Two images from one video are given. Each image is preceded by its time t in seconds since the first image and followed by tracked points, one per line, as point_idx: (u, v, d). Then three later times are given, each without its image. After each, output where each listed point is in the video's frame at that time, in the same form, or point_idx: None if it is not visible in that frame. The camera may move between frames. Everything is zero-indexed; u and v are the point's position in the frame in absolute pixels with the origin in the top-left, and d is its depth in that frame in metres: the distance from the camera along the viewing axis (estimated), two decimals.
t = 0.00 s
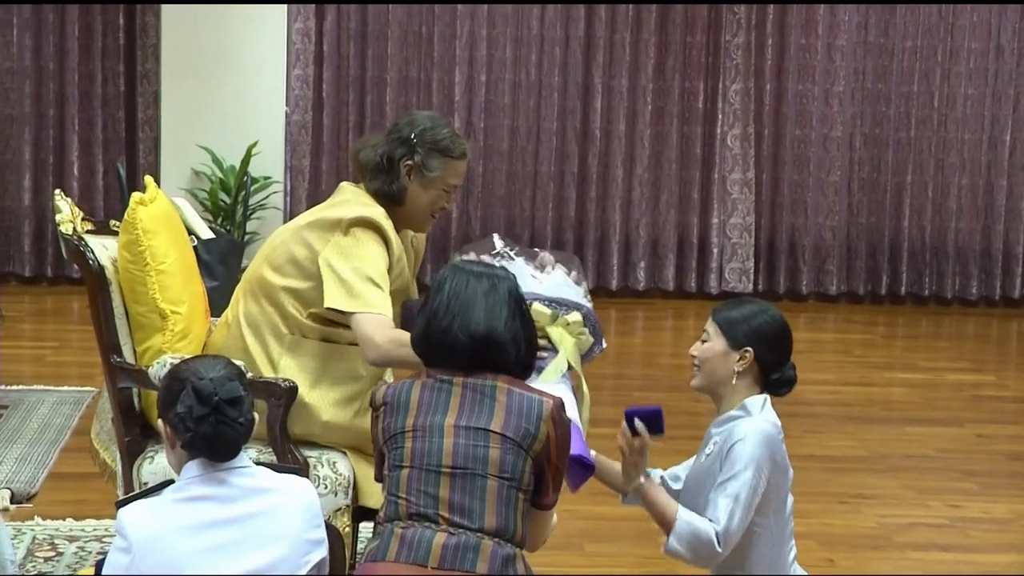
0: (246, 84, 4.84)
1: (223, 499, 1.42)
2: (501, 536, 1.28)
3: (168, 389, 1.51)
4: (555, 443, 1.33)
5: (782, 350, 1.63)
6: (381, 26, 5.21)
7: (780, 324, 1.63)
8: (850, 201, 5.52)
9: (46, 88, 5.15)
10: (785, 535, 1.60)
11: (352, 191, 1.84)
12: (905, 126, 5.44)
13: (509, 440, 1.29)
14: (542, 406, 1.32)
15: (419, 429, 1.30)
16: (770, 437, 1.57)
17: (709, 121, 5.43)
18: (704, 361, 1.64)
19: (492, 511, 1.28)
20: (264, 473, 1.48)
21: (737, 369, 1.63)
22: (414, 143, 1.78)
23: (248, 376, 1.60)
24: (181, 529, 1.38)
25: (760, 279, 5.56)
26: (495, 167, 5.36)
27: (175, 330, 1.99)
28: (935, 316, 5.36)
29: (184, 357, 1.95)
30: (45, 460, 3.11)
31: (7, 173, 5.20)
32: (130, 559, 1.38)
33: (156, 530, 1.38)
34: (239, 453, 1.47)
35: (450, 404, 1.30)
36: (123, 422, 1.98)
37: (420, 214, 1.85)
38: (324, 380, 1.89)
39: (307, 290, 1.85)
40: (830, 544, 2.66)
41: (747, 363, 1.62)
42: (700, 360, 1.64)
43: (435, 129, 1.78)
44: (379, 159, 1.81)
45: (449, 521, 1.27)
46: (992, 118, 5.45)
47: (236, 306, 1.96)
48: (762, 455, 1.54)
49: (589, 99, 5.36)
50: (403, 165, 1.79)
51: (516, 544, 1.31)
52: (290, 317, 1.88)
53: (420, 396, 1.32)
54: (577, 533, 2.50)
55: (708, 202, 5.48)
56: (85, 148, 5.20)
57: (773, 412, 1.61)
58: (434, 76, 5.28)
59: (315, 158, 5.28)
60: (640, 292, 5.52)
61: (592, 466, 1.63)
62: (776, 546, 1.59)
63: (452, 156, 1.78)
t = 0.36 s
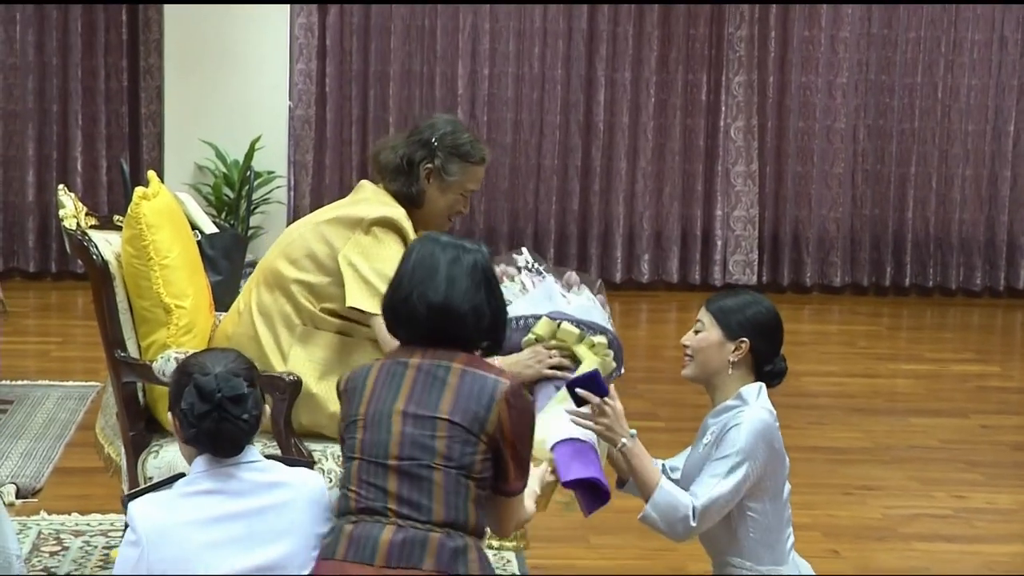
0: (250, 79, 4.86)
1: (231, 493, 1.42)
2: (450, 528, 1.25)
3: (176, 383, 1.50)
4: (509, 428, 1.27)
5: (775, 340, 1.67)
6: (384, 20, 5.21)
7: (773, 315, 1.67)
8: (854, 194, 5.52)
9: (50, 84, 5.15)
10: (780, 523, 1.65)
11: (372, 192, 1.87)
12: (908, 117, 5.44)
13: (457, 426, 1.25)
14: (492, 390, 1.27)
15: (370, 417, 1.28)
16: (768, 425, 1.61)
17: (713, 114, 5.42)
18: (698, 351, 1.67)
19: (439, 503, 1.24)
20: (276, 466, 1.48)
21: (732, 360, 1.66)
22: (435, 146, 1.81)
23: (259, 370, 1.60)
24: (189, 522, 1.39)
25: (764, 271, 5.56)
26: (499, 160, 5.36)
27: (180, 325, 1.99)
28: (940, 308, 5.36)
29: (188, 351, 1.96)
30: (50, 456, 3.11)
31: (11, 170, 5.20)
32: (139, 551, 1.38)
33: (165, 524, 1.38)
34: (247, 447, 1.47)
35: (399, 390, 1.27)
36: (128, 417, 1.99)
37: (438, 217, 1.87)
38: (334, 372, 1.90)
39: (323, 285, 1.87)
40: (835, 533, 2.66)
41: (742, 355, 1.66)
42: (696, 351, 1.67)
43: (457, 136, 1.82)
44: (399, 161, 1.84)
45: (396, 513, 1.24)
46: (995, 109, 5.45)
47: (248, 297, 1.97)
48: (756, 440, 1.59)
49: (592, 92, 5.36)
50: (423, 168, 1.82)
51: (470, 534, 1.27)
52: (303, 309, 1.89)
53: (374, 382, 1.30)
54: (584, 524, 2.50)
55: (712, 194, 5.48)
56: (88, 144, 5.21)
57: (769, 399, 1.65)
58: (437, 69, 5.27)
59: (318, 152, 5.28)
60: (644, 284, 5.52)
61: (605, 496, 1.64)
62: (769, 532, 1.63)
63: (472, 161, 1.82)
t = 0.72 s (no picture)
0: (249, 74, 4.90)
1: (234, 488, 1.43)
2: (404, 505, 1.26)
3: (178, 378, 1.50)
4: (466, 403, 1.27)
5: (780, 338, 1.66)
6: (382, 14, 5.21)
7: (779, 311, 1.65)
8: (852, 187, 5.52)
9: (48, 78, 5.15)
10: (778, 519, 1.64)
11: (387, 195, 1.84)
12: (906, 111, 5.44)
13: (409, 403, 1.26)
14: (449, 364, 1.27)
15: (336, 395, 1.31)
16: (766, 424, 1.60)
17: (711, 107, 5.42)
18: (704, 346, 1.66)
19: (392, 481, 1.26)
20: (280, 460, 1.48)
21: (737, 356, 1.65)
22: (449, 151, 1.77)
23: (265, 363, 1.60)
24: (192, 518, 1.40)
25: (762, 266, 5.56)
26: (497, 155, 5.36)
27: (178, 320, 1.98)
28: (938, 302, 5.36)
29: (187, 346, 1.95)
30: (48, 450, 3.11)
31: (9, 165, 5.20)
32: (142, 545, 1.39)
33: (171, 519, 1.39)
34: (252, 440, 1.46)
35: (364, 367, 1.29)
36: (126, 412, 1.99)
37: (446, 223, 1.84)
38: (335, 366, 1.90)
39: (332, 280, 1.87)
40: (833, 527, 2.66)
41: (748, 352, 1.65)
42: (701, 346, 1.66)
43: (472, 143, 1.78)
44: (413, 163, 1.80)
45: (355, 498, 1.27)
46: (993, 103, 5.45)
47: (254, 287, 1.96)
48: (755, 440, 1.58)
49: (590, 87, 5.36)
50: (436, 173, 1.79)
51: (429, 510, 1.27)
52: (308, 302, 1.88)
53: (343, 358, 1.32)
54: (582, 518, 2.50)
55: (711, 189, 5.48)
56: (87, 139, 5.20)
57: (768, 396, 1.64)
58: (435, 64, 5.27)
59: (317, 146, 5.28)
60: (643, 278, 5.52)
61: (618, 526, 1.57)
62: (768, 529, 1.63)
63: (485, 168, 1.78)
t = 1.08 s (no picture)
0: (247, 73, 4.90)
1: (245, 485, 1.44)
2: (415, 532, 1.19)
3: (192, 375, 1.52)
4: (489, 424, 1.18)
5: (797, 336, 1.62)
6: (380, 13, 5.21)
7: (795, 309, 1.61)
8: (850, 186, 5.52)
9: (45, 78, 5.15)
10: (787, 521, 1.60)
11: (390, 193, 1.85)
12: (904, 110, 5.44)
13: (431, 419, 1.17)
14: (474, 378, 1.18)
15: (357, 404, 1.21)
16: (783, 426, 1.56)
17: (708, 107, 5.42)
18: (720, 347, 1.63)
19: (405, 504, 1.18)
20: (291, 458, 1.49)
21: (754, 358, 1.61)
22: (449, 150, 1.77)
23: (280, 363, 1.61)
24: (202, 514, 1.41)
25: (759, 264, 5.56)
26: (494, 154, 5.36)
27: (175, 319, 1.98)
28: (935, 300, 5.37)
29: (185, 344, 1.95)
30: (47, 449, 3.11)
31: (7, 164, 5.19)
32: (152, 540, 1.40)
33: (179, 513, 1.41)
34: (260, 438, 1.47)
35: (387, 374, 1.20)
36: (125, 411, 1.98)
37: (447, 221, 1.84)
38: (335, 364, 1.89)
39: (334, 278, 1.86)
40: (831, 525, 2.66)
41: (766, 354, 1.61)
42: (719, 346, 1.63)
43: (471, 143, 1.77)
44: (413, 161, 1.81)
45: (367, 519, 1.20)
46: (991, 102, 5.45)
47: (255, 284, 1.97)
48: (770, 442, 1.55)
49: (588, 85, 5.36)
50: (435, 170, 1.79)
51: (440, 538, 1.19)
52: (309, 300, 1.88)
53: (366, 360, 1.23)
54: (580, 517, 2.50)
55: (709, 188, 5.48)
56: (84, 138, 5.20)
57: (784, 396, 1.60)
58: (433, 63, 5.27)
59: (314, 146, 5.28)
60: (640, 277, 5.53)
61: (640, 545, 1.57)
62: (777, 531, 1.59)
63: (485, 168, 1.78)
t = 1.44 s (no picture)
0: (243, 73, 4.91)
1: (246, 484, 1.45)
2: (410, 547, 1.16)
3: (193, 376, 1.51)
4: (472, 433, 1.12)
5: (799, 336, 1.62)
6: (376, 13, 5.22)
7: (795, 310, 1.61)
8: (846, 185, 5.52)
9: (41, 77, 5.15)
10: (790, 520, 1.60)
11: (379, 186, 1.86)
12: (899, 108, 5.45)
13: (422, 428, 1.13)
14: (464, 387, 1.13)
15: (347, 406, 1.18)
16: (784, 427, 1.57)
17: (705, 106, 5.43)
18: (721, 349, 1.63)
19: (397, 516, 1.15)
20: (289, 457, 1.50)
21: (755, 360, 1.62)
22: (436, 142, 1.77)
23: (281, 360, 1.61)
24: (203, 512, 1.41)
25: (755, 263, 5.57)
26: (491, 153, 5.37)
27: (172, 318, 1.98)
28: (932, 299, 5.37)
29: (182, 344, 1.95)
30: (43, 450, 3.10)
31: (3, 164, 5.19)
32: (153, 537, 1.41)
33: (180, 510, 1.41)
34: (258, 437, 1.48)
35: (376, 381, 1.16)
36: (121, 411, 1.98)
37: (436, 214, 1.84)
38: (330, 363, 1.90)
39: (324, 275, 1.86)
40: (827, 524, 2.66)
41: (768, 355, 1.62)
42: (720, 349, 1.63)
43: (457, 135, 1.78)
44: (401, 153, 1.81)
45: (357, 527, 1.16)
46: (987, 101, 5.46)
47: (247, 284, 1.97)
48: (773, 443, 1.55)
49: (584, 84, 5.36)
50: (423, 163, 1.79)
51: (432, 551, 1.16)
52: (301, 297, 1.88)
53: (356, 364, 1.19)
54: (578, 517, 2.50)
55: (705, 186, 5.48)
56: (81, 138, 5.21)
57: (785, 396, 1.60)
58: (429, 62, 5.28)
59: (311, 145, 5.28)
60: (636, 276, 5.53)
61: None
62: (782, 530, 1.59)
63: (473, 160, 1.78)
